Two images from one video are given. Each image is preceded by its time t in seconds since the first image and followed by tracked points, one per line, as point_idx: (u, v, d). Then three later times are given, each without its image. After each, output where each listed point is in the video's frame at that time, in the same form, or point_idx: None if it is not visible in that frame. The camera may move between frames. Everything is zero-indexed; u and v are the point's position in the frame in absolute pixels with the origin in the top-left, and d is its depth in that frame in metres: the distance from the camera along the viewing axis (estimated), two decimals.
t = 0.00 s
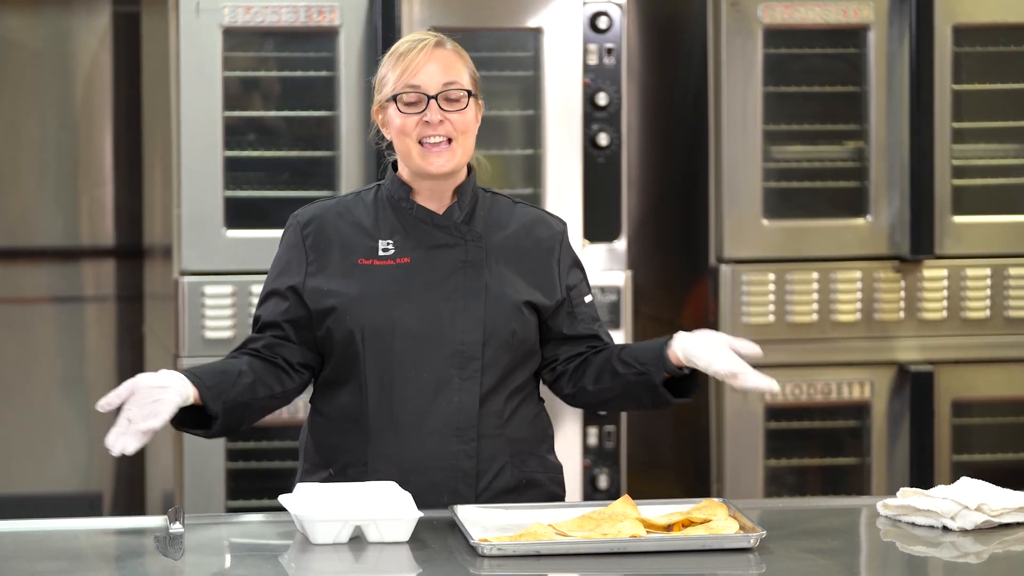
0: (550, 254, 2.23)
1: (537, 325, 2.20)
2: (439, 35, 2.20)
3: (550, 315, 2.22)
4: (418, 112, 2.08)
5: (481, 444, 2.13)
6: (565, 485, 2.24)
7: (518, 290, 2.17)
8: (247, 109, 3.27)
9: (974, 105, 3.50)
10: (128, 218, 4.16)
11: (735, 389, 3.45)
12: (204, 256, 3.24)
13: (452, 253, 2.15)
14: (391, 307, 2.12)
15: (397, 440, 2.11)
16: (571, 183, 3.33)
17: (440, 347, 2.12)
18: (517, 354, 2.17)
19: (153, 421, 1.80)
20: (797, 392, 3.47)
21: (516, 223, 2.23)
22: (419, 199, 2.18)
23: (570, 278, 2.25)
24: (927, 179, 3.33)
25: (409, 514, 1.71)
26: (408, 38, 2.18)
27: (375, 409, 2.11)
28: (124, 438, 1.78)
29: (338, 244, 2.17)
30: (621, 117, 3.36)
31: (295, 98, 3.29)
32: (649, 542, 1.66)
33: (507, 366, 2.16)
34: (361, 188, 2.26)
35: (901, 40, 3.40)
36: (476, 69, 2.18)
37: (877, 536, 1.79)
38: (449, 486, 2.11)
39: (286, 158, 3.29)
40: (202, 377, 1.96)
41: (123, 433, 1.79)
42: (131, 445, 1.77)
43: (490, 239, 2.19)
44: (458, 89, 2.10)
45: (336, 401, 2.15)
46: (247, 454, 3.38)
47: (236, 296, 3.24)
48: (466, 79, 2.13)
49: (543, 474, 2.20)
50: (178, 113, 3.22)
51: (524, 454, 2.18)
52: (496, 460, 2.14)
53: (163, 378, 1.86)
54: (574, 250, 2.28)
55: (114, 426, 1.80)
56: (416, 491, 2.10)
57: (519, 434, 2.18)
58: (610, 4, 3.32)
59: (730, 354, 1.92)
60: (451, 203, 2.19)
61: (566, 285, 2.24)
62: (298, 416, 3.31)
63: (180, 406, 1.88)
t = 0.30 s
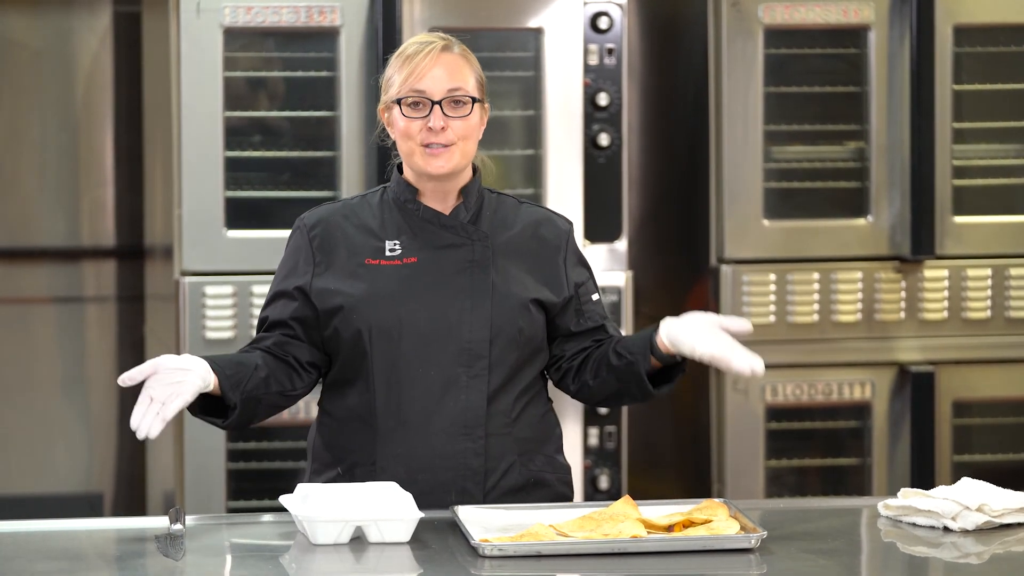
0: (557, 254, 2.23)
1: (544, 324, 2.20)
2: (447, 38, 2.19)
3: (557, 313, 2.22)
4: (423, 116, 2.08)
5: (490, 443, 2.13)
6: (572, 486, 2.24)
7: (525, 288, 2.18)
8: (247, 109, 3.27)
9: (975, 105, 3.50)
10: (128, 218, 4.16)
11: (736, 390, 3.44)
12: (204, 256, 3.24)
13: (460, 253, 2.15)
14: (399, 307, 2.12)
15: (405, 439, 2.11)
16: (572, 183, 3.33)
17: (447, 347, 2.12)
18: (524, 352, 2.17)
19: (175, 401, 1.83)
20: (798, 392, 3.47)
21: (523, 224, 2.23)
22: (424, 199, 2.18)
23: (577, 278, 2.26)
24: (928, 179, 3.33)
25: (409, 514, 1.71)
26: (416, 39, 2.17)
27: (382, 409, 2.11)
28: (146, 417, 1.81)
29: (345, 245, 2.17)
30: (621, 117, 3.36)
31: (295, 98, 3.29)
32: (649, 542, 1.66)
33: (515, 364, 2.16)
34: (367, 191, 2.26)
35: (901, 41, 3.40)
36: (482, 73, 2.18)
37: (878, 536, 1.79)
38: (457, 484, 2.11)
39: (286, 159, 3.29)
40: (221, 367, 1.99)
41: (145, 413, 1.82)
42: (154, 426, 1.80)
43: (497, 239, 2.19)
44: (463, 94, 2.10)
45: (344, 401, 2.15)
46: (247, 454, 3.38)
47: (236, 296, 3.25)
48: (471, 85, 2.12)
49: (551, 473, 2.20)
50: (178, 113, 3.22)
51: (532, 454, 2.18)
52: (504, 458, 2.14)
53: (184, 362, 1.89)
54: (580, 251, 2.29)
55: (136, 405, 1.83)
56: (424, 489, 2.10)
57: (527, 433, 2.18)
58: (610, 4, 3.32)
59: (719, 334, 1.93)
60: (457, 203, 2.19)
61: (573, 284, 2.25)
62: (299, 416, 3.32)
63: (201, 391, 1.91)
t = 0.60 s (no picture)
0: (561, 254, 2.23)
1: (548, 324, 2.20)
2: (459, 40, 2.18)
3: (561, 314, 2.22)
4: (429, 121, 2.08)
5: (494, 442, 2.13)
6: (576, 486, 2.24)
7: (529, 288, 2.17)
8: (247, 109, 3.27)
9: (975, 104, 3.50)
10: (128, 218, 4.16)
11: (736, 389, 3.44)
12: (204, 256, 3.24)
13: (464, 253, 2.15)
14: (404, 307, 2.12)
15: (410, 438, 2.10)
16: (572, 184, 3.34)
17: (452, 347, 2.11)
18: (529, 352, 2.17)
19: (203, 426, 1.82)
20: (798, 392, 3.47)
21: (527, 224, 2.23)
22: (427, 199, 2.18)
23: (581, 278, 2.26)
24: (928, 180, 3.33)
25: (409, 514, 1.71)
26: (429, 39, 2.16)
27: (387, 408, 2.11)
28: (177, 445, 1.81)
29: (350, 246, 2.16)
30: (621, 117, 3.36)
31: (295, 98, 3.29)
32: (649, 542, 1.66)
33: (519, 364, 2.16)
34: (370, 191, 2.26)
35: (901, 41, 3.40)
36: (492, 77, 2.17)
37: (878, 536, 1.79)
38: (462, 483, 2.11)
39: (287, 159, 3.29)
40: (241, 385, 1.97)
41: (174, 441, 1.81)
42: (185, 454, 1.80)
43: (501, 240, 2.19)
44: (471, 101, 2.09)
45: (349, 401, 2.15)
46: (247, 455, 3.38)
47: (236, 296, 3.25)
48: (479, 91, 2.11)
49: (554, 473, 2.20)
50: (179, 113, 3.22)
51: (536, 454, 2.18)
52: (509, 458, 2.15)
53: (206, 382, 1.88)
54: (584, 250, 2.29)
55: (164, 431, 1.82)
56: (429, 489, 2.10)
57: (532, 432, 2.18)
58: (610, 4, 3.32)
59: (708, 400, 1.92)
60: (462, 204, 2.19)
61: (577, 285, 2.25)
62: (299, 416, 3.32)
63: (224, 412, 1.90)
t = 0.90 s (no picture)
0: (561, 255, 2.24)
1: (549, 324, 2.20)
2: (459, 39, 2.18)
3: (562, 316, 2.22)
4: (430, 119, 2.08)
5: (495, 442, 2.13)
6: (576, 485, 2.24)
7: (530, 288, 2.18)
8: (246, 108, 3.26)
9: (975, 104, 3.50)
10: (128, 218, 4.16)
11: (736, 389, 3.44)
12: (204, 255, 3.24)
13: (465, 253, 2.15)
14: (404, 307, 2.12)
15: (410, 438, 2.10)
16: (572, 184, 3.34)
17: (452, 347, 2.12)
18: (529, 352, 2.17)
19: (210, 422, 1.82)
20: (798, 392, 3.47)
21: (527, 225, 2.23)
22: (426, 199, 2.18)
23: (581, 279, 2.26)
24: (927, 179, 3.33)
25: (409, 514, 1.71)
26: (429, 38, 2.16)
27: (387, 408, 2.12)
28: (185, 440, 1.81)
29: (350, 246, 2.16)
30: (621, 117, 3.36)
31: (295, 98, 3.29)
32: (649, 541, 1.66)
33: (520, 364, 2.16)
34: (370, 191, 2.26)
35: (901, 40, 3.40)
36: (491, 76, 2.17)
37: (877, 535, 1.78)
38: (463, 483, 2.11)
39: (286, 158, 3.29)
40: (246, 381, 1.97)
41: (183, 437, 1.81)
42: (192, 449, 1.80)
43: (502, 239, 2.19)
44: (472, 99, 2.09)
45: (349, 401, 2.15)
46: (247, 454, 3.39)
47: (236, 296, 3.25)
48: (480, 89, 2.12)
49: (554, 473, 2.20)
50: (178, 113, 3.22)
51: (536, 454, 2.18)
52: (509, 458, 2.15)
53: (212, 378, 1.88)
54: (585, 252, 2.29)
55: (171, 427, 1.82)
56: (430, 489, 2.10)
57: (532, 432, 2.18)
58: (610, 3, 3.31)
59: (705, 394, 1.93)
60: (462, 204, 2.19)
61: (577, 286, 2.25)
62: (299, 415, 3.31)
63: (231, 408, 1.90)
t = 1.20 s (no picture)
0: (559, 254, 2.24)
1: (548, 324, 2.20)
2: (458, 39, 2.17)
3: (561, 316, 2.22)
4: (428, 123, 2.08)
5: (495, 442, 2.13)
6: (576, 485, 2.24)
7: (529, 289, 2.18)
8: (246, 108, 3.26)
9: (975, 104, 3.50)
10: (128, 218, 4.16)
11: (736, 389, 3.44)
12: (204, 255, 3.24)
13: (464, 254, 2.15)
14: (403, 308, 2.11)
15: (410, 439, 2.11)
16: (572, 184, 3.34)
17: (452, 348, 2.12)
18: (529, 353, 2.17)
19: (212, 421, 1.82)
20: (798, 392, 3.47)
21: (526, 225, 2.23)
22: (425, 200, 2.18)
23: (580, 280, 2.26)
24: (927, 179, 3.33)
25: (409, 513, 1.71)
26: (428, 38, 2.15)
27: (387, 409, 2.11)
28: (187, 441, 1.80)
29: (349, 247, 2.16)
30: (621, 117, 3.36)
31: (295, 98, 3.29)
32: (649, 542, 1.66)
33: (520, 365, 2.16)
34: (368, 192, 2.26)
35: (901, 40, 3.40)
36: (490, 78, 2.17)
37: (877, 536, 1.78)
38: (463, 483, 2.11)
39: (286, 158, 3.29)
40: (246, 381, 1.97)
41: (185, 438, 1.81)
42: (193, 448, 1.80)
43: (500, 240, 2.19)
44: (470, 103, 2.09)
45: (349, 402, 2.15)
46: (247, 454, 3.39)
47: (236, 296, 3.25)
48: (478, 91, 2.11)
49: (554, 473, 2.20)
50: (178, 113, 3.22)
51: (536, 454, 2.18)
52: (510, 458, 2.15)
53: (215, 378, 1.88)
54: (584, 251, 2.29)
55: (172, 425, 1.82)
56: (431, 490, 2.10)
57: (532, 432, 2.18)
58: (610, 4, 3.31)
59: (702, 397, 1.93)
60: (460, 205, 2.20)
61: (576, 286, 2.25)
62: (299, 415, 3.31)
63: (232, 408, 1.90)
